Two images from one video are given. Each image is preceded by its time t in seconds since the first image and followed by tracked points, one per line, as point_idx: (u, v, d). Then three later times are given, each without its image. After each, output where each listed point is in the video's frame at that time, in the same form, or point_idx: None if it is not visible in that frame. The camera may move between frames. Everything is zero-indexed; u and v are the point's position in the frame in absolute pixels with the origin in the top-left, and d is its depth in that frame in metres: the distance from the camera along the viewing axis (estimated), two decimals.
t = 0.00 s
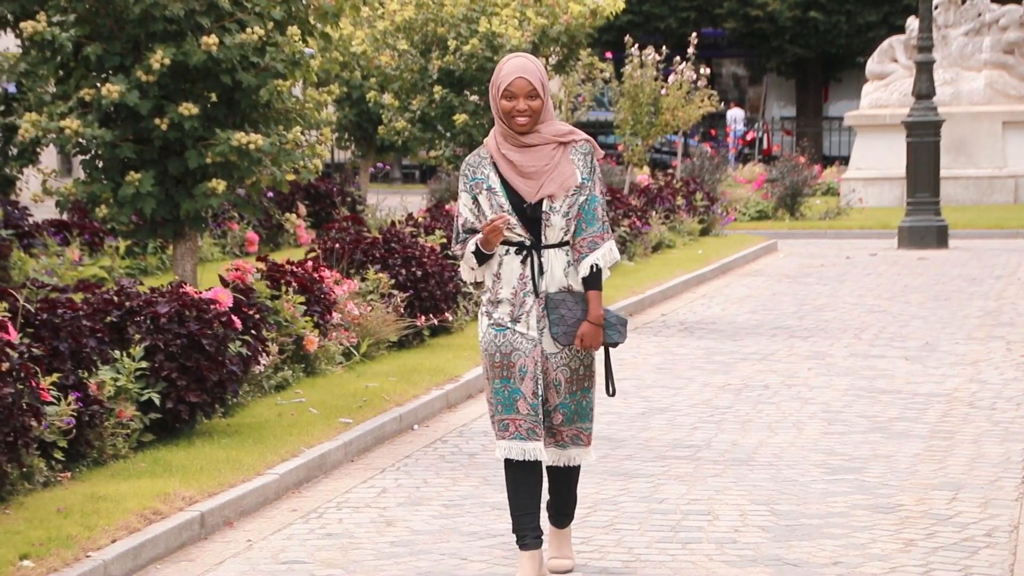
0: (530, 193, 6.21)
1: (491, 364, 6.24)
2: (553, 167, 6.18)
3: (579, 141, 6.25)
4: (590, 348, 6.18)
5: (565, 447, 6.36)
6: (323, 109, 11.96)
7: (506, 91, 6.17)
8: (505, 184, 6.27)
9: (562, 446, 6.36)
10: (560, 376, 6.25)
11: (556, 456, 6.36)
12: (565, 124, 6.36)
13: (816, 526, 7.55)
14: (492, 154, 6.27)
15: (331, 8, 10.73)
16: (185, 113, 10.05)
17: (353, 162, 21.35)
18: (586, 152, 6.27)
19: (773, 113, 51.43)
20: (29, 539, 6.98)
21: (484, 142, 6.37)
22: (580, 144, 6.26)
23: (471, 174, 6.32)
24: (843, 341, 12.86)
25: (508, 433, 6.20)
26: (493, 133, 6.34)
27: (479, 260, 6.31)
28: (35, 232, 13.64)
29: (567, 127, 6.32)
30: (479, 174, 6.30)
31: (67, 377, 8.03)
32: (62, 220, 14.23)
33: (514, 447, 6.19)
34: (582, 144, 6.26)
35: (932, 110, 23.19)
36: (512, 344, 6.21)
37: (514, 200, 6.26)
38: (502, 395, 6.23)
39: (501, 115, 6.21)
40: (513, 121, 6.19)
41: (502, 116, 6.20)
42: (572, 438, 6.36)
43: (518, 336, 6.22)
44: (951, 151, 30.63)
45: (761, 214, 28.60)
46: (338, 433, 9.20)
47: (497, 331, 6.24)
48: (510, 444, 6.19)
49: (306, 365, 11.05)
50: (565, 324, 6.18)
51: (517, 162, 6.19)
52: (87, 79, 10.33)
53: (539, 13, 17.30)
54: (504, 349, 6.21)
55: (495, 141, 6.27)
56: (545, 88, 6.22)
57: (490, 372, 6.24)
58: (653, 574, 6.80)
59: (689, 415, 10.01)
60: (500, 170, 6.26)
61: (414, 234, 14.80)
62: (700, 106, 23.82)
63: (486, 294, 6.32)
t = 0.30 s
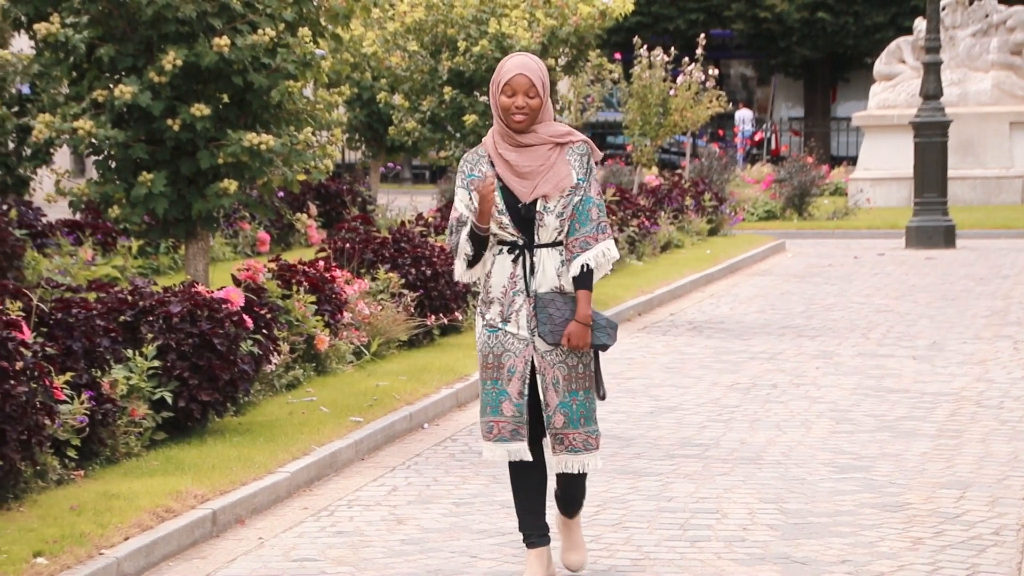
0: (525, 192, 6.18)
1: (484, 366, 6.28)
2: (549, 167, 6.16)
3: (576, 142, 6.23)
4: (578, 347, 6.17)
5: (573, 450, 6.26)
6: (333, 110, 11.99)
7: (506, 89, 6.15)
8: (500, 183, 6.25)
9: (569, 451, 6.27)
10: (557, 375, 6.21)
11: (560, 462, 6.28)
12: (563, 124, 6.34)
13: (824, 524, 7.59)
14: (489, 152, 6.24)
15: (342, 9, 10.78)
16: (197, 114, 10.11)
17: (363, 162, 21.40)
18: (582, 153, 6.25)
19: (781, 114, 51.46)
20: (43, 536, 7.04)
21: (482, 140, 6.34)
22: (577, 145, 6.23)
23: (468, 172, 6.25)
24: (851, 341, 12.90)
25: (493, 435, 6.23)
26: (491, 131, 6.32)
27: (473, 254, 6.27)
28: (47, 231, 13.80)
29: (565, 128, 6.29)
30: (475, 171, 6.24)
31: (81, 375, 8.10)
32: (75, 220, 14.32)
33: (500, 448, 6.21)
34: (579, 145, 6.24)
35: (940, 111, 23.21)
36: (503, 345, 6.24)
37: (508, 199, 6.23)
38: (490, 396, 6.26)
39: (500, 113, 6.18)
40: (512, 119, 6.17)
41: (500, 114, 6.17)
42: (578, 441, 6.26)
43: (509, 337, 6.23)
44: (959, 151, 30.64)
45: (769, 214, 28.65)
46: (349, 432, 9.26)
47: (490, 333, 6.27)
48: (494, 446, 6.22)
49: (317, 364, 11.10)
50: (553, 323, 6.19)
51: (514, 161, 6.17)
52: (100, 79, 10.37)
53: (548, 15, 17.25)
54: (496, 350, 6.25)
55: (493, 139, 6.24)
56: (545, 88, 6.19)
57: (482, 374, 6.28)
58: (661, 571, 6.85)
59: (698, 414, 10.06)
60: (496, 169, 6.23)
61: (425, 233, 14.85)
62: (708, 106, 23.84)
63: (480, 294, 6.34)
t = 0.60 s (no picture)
0: (525, 189, 6.13)
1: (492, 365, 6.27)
2: (550, 164, 6.08)
3: (580, 139, 6.14)
4: (573, 341, 6.04)
5: (549, 440, 6.09)
6: (347, 109, 12.01)
7: (509, 84, 6.10)
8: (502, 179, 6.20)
9: (545, 441, 6.10)
10: (542, 361, 6.13)
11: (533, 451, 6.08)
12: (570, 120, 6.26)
13: (837, 522, 7.60)
14: (493, 148, 6.20)
15: (355, 8, 10.83)
16: (211, 113, 10.14)
17: (377, 161, 21.42)
18: (586, 150, 6.16)
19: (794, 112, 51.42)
20: (58, 534, 7.07)
21: (489, 135, 6.29)
22: (580, 142, 6.15)
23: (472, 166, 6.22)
24: (863, 339, 12.88)
25: (500, 432, 6.25)
26: (498, 126, 6.27)
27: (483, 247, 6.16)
28: (64, 229, 13.81)
29: (571, 124, 6.21)
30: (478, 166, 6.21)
31: (96, 373, 8.12)
32: (91, 219, 14.39)
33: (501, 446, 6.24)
34: (582, 142, 6.15)
35: (953, 109, 23.17)
36: (507, 344, 6.20)
37: (509, 195, 6.20)
38: (499, 394, 6.26)
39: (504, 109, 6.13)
40: (513, 116, 6.11)
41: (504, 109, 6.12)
42: (555, 429, 6.10)
43: (511, 335, 6.20)
44: (972, 150, 30.60)
45: (782, 213, 28.64)
46: (362, 430, 9.28)
47: (495, 332, 6.25)
48: (498, 444, 6.23)
49: (331, 362, 11.13)
50: (548, 316, 6.08)
51: (516, 157, 6.10)
52: (115, 78, 10.41)
53: (561, 13, 17.23)
54: (500, 349, 6.22)
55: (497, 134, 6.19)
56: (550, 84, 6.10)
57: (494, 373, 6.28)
58: (674, 569, 6.87)
59: (711, 412, 10.06)
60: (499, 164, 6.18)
61: (439, 232, 14.89)
62: (721, 104, 23.82)
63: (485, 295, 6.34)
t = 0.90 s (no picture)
0: (528, 192, 6.08)
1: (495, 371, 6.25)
2: (555, 169, 6.04)
3: (586, 145, 6.09)
4: (572, 351, 5.96)
5: (553, 455, 6.08)
6: (360, 110, 12.11)
7: (514, 89, 6.09)
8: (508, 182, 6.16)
9: (552, 455, 6.08)
10: (539, 378, 6.05)
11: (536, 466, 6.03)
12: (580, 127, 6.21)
13: (844, 519, 7.68)
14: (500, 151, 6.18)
15: (369, 11, 10.76)
16: (225, 114, 10.24)
17: (388, 162, 21.53)
18: (592, 158, 6.10)
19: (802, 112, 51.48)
20: (75, 529, 7.17)
21: (500, 140, 6.27)
22: (587, 149, 6.09)
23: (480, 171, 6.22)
24: (871, 338, 12.95)
25: (517, 436, 6.27)
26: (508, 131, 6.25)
27: (484, 252, 6.21)
28: (79, 229, 13.94)
29: (579, 131, 6.16)
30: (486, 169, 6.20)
31: (112, 371, 8.21)
32: (107, 219, 14.53)
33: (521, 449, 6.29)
34: (589, 148, 6.10)
35: (960, 110, 23.23)
36: (506, 351, 6.16)
37: (513, 198, 6.14)
38: (503, 401, 6.24)
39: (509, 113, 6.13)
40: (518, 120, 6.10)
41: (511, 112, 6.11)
42: (559, 444, 6.09)
43: (509, 342, 6.15)
44: (980, 150, 30.65)
45: (790, 212, 28.70)
46: (375, 427, 9.37)
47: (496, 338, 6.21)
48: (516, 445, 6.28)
49: (343, 360, 11.22)
50: (547, 325, 6.01)
51: (521, 160, 6.08)
52: (131, 79, 10.51)
53: (571, 15, 17.29)
54: (500, 357, 6.17)
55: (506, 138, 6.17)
56: (556, 89, 6.08)
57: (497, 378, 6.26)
58: (683, 565, 6.95)
59: (720, 410, 10.14)
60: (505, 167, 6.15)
61: (451, 232, 14.99)
62: (730, 105, 23.89)
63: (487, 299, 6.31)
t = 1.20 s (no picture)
0: (536, 185, 6.09)
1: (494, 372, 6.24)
2: (564, 165, 6.02)
3: (598, 145, 6.07)
4: (573, 351, 5.94)
5: (556, 459, 6.08)
6: (374, 108, 12.12)
7: (525, 85, 6.10)
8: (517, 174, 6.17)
9: (552, 460, 6.07)
10: (539, 381, 6.04)
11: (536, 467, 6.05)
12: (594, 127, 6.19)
13: (859, 517, 7.68)
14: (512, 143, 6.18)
15: (383, 8, 10.89)
16: (241, 112, 10.26)
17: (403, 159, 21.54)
18: (603, 158, 6.08)
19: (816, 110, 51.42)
20: (91, 526, 7.20)
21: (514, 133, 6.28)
22: (599, 149, 6.07)
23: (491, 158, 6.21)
24: (885, 336, 12.94)
25: (513, 439, 6.22)
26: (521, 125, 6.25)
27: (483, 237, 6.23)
28: (95, 227, 13.99)
29: (592, 131, 6.15)
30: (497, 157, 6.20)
31: (128, 368, 8.24)
32: (122, 217, 14.54)
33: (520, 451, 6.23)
34: (601, 149, 6.08)
35: (975, 108, 23.19)
36: (505, 351, 6.16)
37: (519, 189, 6.16)
38: (501, 403, 6.22)
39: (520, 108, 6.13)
40: (529, 116, 6.10)
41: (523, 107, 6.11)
42: (561, 448, 6.09)
43: (507, 341, 6.15)
44: (994, 148, 30.59)
45: (805, 210, 28.64)
46: (389, 424, 9.39)
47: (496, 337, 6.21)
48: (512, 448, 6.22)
49: (358, 358, 11.24)
50: (548, 324, 6.00)
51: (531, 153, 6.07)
52: (147, 77, 10.54)
53: (586, 13, 17.27)
54: (498, 355, 6.17)
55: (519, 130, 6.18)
56: (567, 86, 6.07)
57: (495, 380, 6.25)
58: (698, 562, 6.96)
59: (734, 407, 10.15)
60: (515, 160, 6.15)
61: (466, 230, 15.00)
62: (744, 103, 23.87)
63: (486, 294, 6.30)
